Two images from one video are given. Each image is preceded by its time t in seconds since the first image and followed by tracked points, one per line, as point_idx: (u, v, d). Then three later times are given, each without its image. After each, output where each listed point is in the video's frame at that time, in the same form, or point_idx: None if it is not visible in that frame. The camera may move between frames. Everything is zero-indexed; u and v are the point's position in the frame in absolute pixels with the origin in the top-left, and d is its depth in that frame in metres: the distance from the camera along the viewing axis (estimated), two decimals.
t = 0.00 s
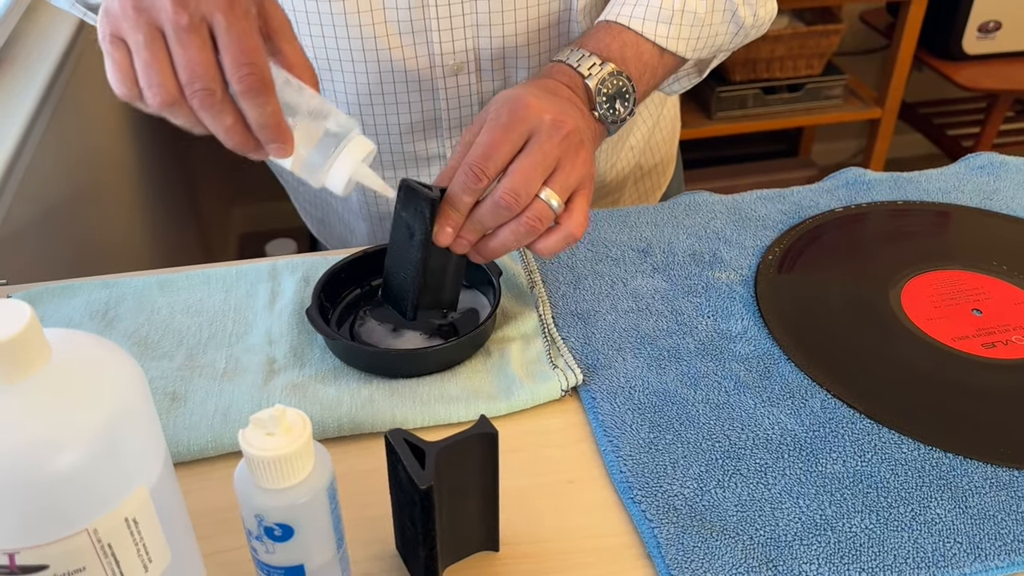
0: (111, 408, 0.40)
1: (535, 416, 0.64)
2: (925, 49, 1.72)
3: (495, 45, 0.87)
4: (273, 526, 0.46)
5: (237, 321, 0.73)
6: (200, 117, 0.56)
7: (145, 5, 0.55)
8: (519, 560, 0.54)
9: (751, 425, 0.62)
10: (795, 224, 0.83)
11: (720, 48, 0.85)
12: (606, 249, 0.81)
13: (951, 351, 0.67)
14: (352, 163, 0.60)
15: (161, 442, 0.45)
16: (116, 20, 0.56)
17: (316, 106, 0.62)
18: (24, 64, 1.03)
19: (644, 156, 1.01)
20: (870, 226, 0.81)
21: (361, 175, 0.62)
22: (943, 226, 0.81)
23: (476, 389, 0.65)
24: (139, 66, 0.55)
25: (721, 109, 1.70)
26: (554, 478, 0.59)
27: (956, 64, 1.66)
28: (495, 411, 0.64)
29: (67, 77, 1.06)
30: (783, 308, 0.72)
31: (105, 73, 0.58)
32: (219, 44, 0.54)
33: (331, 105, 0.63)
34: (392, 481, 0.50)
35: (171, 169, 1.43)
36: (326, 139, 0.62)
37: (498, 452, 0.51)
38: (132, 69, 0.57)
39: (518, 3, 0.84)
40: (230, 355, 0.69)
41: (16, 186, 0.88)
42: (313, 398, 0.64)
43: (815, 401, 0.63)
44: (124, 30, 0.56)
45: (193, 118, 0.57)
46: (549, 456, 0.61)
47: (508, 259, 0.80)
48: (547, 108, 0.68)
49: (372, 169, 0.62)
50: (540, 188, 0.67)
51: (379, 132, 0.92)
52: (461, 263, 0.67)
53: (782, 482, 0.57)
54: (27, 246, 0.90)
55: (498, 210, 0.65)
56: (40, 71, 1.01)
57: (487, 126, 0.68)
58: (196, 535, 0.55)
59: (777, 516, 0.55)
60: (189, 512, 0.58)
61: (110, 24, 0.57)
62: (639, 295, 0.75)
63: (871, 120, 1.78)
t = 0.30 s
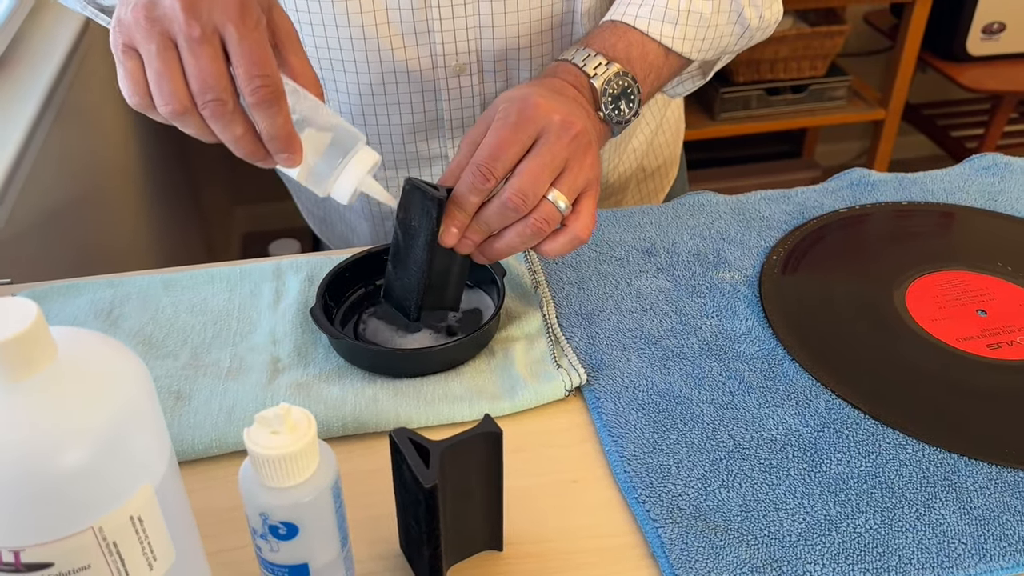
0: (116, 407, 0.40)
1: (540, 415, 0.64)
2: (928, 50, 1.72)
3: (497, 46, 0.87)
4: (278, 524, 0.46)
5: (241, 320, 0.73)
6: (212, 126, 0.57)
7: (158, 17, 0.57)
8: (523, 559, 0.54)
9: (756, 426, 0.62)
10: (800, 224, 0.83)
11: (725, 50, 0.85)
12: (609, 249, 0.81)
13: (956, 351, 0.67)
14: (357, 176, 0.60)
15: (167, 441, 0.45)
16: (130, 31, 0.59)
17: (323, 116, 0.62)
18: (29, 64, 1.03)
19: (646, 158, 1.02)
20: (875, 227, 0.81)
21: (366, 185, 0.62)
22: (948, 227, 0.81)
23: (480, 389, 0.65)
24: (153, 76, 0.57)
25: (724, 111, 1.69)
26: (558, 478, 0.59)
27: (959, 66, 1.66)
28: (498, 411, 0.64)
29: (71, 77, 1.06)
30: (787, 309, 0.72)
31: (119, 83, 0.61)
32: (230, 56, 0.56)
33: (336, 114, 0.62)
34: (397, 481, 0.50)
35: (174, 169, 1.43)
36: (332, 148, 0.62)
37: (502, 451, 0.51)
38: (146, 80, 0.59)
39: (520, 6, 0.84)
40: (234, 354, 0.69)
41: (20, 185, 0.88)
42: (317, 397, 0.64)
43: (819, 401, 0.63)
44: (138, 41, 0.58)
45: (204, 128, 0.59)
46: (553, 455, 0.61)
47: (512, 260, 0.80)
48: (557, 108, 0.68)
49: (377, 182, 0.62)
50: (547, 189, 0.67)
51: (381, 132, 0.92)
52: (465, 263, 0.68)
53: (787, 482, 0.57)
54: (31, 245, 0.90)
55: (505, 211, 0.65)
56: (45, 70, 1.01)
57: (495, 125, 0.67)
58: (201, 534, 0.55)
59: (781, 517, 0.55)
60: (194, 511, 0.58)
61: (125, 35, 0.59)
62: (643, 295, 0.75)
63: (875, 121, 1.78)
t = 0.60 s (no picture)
0: (125, 404, 0.40)
1: (544, 415, 0.65)
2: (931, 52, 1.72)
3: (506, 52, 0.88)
4: (285, 523, 0.46)
5: (247, 320, 0.73)
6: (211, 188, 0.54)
7: (158, 77, 0.55)
8: (528, 559, 0.54)
9: (760, 426, 0.62)
10: (803, 226, 0.83)
11: (734, 39, 0.84)
12: (614, 250, 0.81)
13: (959, 352, 0.67)
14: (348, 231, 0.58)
15: (176, 439, 0.46)
16: (128, 87, 0.56)
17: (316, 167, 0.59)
18: (35, 67, 1.03)
19: (654, 157, 1.02)
20: (878, 228, 0.82)
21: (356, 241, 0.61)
22: (951, 228, 0.81)
23: (484, 389, 0.66)
24: (156, 140, 0.54)
25: (727, 113, 1.70)
26: (563, 478, 0.59)
27: (963, 67, 1.66)
28: (503, 412, 0.64)
29: (77, 79, 1.07)
30: (790, 310, 0.72)
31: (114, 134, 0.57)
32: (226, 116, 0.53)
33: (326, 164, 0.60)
34: (403, 480, 0.50)
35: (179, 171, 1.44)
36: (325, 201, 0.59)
37: (507, 450, 0.51)
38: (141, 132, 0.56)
39: (528, 8, 0.84)
40: (240, 354, 0.70)
41: (27, 186, 0.88)
42: (323, 397, 0.64)
43: (823, 401, 0.64)
44: (135, 97, 0.55)
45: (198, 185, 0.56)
46: (558, 455, 0.61)
47: (517, 261, 0.80)
48: (570, 91, 0.67)
49: (365, 232, 0.62)
50: (558, 173, 0.66)
51: (392, 138, 0.93)
52: (469, 246, 0.67)
53: (791, 482, 0.57)
54: (38, 246, 0.91)
55: (515, 194, 0.65)
56: (51, 72, 1.02)
57: (507, 106, 0.66)
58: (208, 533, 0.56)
59: (785, 517, 0.55)
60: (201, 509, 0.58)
61: (122, 89, 0.56)
62: (647, 296, 0.75)
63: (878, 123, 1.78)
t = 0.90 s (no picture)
0: (131, 398, 0.41)
1: (546, 413, 0.65)
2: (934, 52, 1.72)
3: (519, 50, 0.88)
4: (288, 517, 0.46)
5: (250, 318, 0.74)
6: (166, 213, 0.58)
7: (97, 121, 0.59)
8: (529, 555, 0.54)
9: (761, 424, 0.62)
10: (805, 225, 0.84)
11: (738, 33, 0.84)
12: (615, 249, 0.81)
13: (960, 351, 0.67)
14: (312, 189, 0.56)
15: (179, 435, 0.46)
16: (80, 138, 0.60)
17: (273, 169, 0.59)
18: (38, 66, 1.04)
19: (661, 153, 1.02)
20: (880, 227, 0.82)
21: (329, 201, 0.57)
22: (953, 228, 0.81)
23: (486, 386, 0.66)
24: (115, 180, 0.59)
25: (729, 113, 1.70)
26: (564, 475, 0.60)
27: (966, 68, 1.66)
28: (505, 409, 0.64)
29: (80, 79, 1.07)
30: (791, 309, 0.72)
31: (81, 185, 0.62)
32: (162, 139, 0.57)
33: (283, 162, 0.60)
34: (404, 476, 0.51)
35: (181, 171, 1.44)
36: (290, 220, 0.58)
37: (509, 447, 0.51)
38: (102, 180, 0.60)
39: (541, 6, 0.84)
40: (242, 351, 0.70)
41: (31, 184, 0.89)
42: (325, 394, 0.64)
43: (824, 399, 0.64)
44: (87, 146, 0.59)
45: (160, 219, 0.60)
46: (560, 452, 0.62)
47: (520, 260, 0.80)
48: (577, 90, 0.67)
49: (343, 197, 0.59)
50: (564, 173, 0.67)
51: (408, 138, 0.94)
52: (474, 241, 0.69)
53: (791, 479, 0.58)
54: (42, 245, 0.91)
55: (522, 193, 0.65)
56: (55, 72, 1.02)
57: (513, 106, 0.65)
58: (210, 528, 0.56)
59: (786, 514, 0.55)
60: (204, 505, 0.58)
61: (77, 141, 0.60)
62: (648, 294, 0.75)
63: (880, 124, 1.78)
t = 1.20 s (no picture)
0: (133, 398, 0.41)
1: (546, 412, 0.65)
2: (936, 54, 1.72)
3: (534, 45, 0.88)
4: (289, 513, 0.47)
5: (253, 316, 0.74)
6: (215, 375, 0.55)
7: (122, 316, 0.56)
8: (529, 552, 0.55)
9: (760, 423, 0.62)
10: (805, 226, 0.84)
11: (736, 22, 0.85)
12: (616, 249, 0.82)
13: (958, 351, 0.67)
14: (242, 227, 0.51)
15: (182, 433, 0.46)
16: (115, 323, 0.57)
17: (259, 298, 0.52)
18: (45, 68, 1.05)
19: (670, 147, 1.03)
20: (880, 228, 0.82)
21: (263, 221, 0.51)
22: (952, 228, 0.82)
23: (486, 385, 0.66)
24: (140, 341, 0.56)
25: (732, 114, 1.70)
26: (564, 474, 0.60)
27: (968, 70, 1.66)
28: (505, 408, 0.65)
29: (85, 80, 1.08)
30: (791, 309, 0.73)
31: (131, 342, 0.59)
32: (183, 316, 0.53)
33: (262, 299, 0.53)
34: (405, 472, 0.51)
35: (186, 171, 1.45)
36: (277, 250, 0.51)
37: (508, 445, 0.52)
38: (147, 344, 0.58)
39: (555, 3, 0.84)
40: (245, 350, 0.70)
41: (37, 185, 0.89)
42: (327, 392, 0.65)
43: (824, 399, 0.64)
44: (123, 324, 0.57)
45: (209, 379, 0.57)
46: (559, 452, 0.62)
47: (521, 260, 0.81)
48: (584, 93, 0.68)
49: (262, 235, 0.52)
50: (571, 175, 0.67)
51: (425, 140, 0.94)
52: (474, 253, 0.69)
53: (790, 479, 0.58)
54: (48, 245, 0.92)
55: (532, 195, 0.65)
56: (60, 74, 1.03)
57: (521, 107, 0.66)
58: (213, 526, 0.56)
59: (785, 513, 0.55)
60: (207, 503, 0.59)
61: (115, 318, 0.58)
62: (648, 294, 0.75)
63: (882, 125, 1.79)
